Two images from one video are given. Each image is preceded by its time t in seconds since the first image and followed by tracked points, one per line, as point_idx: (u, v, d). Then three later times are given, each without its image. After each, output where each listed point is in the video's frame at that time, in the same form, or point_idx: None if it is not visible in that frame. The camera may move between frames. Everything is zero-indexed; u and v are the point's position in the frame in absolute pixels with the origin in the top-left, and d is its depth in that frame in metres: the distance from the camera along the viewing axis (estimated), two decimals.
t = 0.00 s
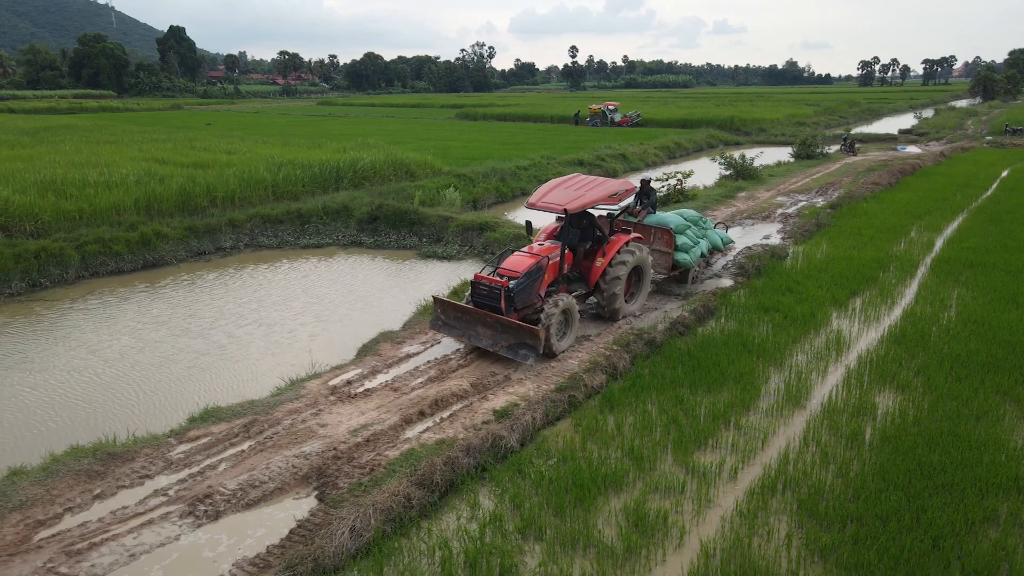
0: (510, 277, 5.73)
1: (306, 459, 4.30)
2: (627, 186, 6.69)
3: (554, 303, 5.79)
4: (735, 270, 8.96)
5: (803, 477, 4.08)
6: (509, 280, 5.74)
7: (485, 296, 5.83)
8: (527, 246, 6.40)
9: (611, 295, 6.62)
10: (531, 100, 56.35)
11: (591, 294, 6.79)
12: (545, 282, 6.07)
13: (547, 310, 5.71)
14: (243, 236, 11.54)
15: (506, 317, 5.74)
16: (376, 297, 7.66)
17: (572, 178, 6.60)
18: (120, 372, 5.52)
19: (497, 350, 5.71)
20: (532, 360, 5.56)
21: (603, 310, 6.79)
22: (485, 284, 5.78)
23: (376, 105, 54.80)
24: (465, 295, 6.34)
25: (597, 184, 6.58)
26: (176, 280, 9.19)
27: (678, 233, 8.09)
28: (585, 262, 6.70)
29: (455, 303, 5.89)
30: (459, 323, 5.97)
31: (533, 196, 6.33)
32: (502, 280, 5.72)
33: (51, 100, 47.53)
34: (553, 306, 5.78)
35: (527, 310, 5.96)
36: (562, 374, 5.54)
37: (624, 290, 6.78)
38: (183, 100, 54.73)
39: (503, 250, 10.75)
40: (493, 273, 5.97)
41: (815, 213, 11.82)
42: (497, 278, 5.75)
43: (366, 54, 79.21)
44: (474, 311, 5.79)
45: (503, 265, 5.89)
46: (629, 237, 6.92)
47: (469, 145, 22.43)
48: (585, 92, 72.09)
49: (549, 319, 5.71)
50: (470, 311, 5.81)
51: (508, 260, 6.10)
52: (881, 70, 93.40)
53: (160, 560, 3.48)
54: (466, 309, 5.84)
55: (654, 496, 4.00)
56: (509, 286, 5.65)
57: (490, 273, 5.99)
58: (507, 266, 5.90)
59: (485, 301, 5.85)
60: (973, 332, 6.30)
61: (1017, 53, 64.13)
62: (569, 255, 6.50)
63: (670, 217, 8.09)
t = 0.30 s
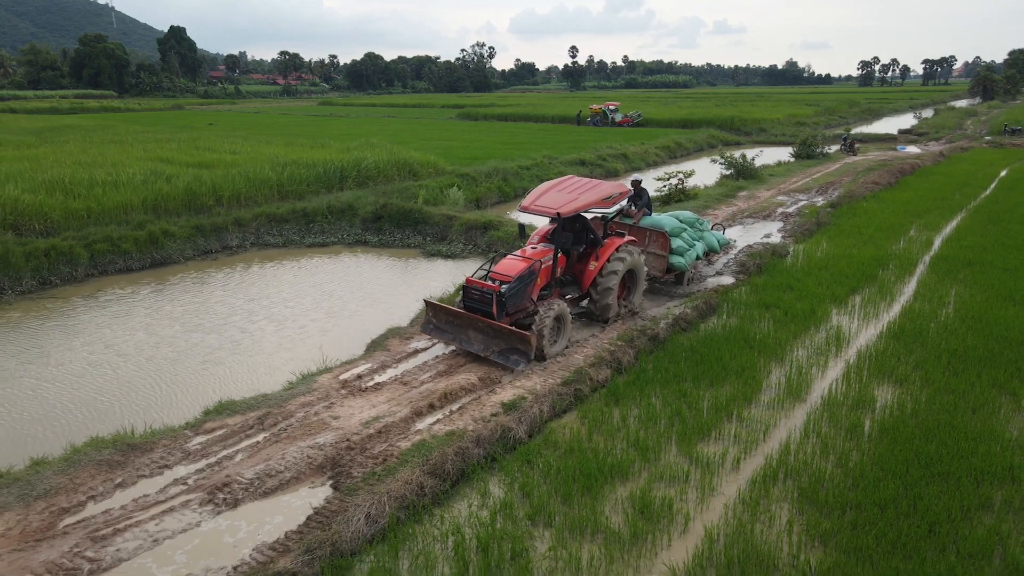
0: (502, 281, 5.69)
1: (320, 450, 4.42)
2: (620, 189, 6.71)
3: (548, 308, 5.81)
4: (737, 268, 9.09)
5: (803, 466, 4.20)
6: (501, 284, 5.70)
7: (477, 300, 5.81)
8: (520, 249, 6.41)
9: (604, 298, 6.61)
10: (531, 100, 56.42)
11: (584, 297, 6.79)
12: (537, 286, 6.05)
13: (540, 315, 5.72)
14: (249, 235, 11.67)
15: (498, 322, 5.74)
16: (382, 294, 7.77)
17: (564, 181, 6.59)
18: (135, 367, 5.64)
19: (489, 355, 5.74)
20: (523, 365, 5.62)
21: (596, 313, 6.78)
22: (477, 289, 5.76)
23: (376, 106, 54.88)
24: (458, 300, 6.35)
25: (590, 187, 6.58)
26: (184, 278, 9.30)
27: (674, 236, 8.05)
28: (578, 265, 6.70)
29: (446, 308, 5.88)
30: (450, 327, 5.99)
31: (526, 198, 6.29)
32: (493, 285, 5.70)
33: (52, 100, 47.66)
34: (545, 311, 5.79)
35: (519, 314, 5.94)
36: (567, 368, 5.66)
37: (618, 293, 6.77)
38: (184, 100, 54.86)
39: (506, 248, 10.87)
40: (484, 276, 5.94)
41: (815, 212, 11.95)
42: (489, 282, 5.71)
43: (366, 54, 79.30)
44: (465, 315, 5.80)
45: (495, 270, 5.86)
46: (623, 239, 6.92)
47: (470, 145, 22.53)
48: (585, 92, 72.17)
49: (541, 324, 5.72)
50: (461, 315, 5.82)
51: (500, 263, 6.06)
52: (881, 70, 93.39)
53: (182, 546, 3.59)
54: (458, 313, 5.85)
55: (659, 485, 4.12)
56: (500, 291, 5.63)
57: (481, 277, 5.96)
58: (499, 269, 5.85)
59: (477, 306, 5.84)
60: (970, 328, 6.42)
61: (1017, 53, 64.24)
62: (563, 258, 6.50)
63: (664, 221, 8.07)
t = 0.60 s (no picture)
0: (497, 281, 5.81)
1: (336, 437, 4.60)
2: (611, 188, 6.84)
3: (545, 309, 5.89)
4: (736, 265, 9.28)
5: (800, 452, 4.38)
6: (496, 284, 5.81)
7: (473, 301, 5.87)
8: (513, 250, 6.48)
9: (598, 296, 6.69)
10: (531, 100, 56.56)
11: (577, 297, 6.89)
12: (532, 286, 6.17)
13: (538, 315, 5.82)
14: (256, 233, 11.85)
15: (494, 322, 5.81)
16: (388, 290, 7.94)
17: (555, 181, 6.77)
18: (152, 361, 5.82)
19: (487, 355, 5.79)
20: (523, 364, 5.71)
21: (589, 314, 6.85)
22: (473, 289, 5.83)
23: (376, 106, 55.00)
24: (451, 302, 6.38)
25: (581, 186, 6.75)
26: (194, 275, 9.48)
27: (666, 236, 8.08)
28: (570, 265, 6.80)
29: (442, 309, 5.89)
30: (447, 328, 6.00)
31: (518, 199, 6.48)
32: (489, 285, 5.79)
33: (53, 100, 47.84)
34: (543, 311, 5.88)
35: (514, 314, 6.04)
36: (573, 360, 5.85)
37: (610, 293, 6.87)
38: (185, 100, 55.04)
39: (510, 246, 11.05)
40: (479, 277, 6.02)
41: (814, 211, 12.13)
42: (485, 282, 5.81)
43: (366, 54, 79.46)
44: (462, 316, 5.84)
45: (490, 270, 5.96)
46: (614, 238, 7.05)
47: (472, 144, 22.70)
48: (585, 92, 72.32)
49: (539, 324, 5.82)
50: (458, 316, 5.85)
51: (494, 264, 6.18)
52: (880, 70, 93.53)
53: (208, 525, 3.78)
54: (454, 314, 5.87)
55: (662, 469, 4.30)
56: (496, 291, 5.74)
57: (476, 277, 6.04)
58: (493, 270, 5.96)
59: (473, 306, 5.89)
60: (964, 322, 6.59)
61: (1016, 53, 64.39)
62: (555, 258, 6.60)
63: (656, 221, 8.08)
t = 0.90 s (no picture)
0: (493, 276, 5.96)
1: (353, 420, 4.83)
2: (601, 187, 7.05)
3: (540, 305, 6.01)
4: (736, 260, 9.52)
5: (796, 434, 4.61)
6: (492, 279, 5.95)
7: (469, 295, 5.97)
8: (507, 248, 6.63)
9: (591, 292, 6.81)
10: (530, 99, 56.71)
11: (571, 294, 7.02)
12: (526, 282, 6.33)
13: (534, 310, 5.93)
14: (265, 230, 12.08)
15: (491, 315, 5.89)
16: (396, 285, 8.17)
17: (547, 181, 6.94)
18: (173, 351, 6.05)
19: (484, 348, 5.84)
20: (519, 355, 5.71)
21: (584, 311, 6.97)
22: (468, 283, 5.94)
23: (377, 105, 55.20)
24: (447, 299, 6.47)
25: (572, 186, 6.93)
26: (206, 271, 9.71)
27: (659, 236, 8.29)
28: (564, 263, 6.96)
29: (438, 304, 5.95)
30: (443, 324, 6.05)
31: (511, 198, 6.62)
32: (485, 279, 5.92)
33: (54, 100, 48.01)
34: (539, 306, 6.02)
35: (509, 309, 6.17)
36: (578, 349, 6.09)
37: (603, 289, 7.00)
38: (186, 100, 55.30)
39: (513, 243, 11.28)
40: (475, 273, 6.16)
41: (812, 209, 12.36)
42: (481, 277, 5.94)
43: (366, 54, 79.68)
44: (458, 311, 5.90)
45: (485, 266, 6.12)
46: (605, 237, 7.22)
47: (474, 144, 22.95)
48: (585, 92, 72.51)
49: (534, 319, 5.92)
50: (454, 310, 5.91)
51: (489, 260, 6.31)
52: (879, 70, 93.62)
53: (237, 500, 4.01)
54: (450, 309, 5.93)
55: (665, 449, 4.53)
56: (492, 285, 5.86)
57: (471, 273, 6.17)
58: (488, 266, 6.13)
59: (469, 301, 5.99)
60: (956, 314, 6.82)
61: (1015, 53, 64.56)
62: (549, 256, 6.77)
63: (648, 221, 8.30)
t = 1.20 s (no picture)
0: (486, 269, 6.09)
1: (371, 401, 5.10)
2: (589, 185, 7.28)
3: (531, 300, 6.14)
4: (733, 255, 9.79)
5: (788, 413, 4.88)
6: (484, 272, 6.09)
7: (463, 288, 6.15)
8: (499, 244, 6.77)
9: (583, 287, 7.03)
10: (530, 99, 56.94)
11: (563, 289, 7.22)
12: (519, 275, 6.48)
13: (525, 306, 6.06)
14: (274, 227, 12.35)
15: (484, 307, 6.06)
16: (404, 279, 8.43)
17: (535, 181, 7.17)
18: (193, 340, 6.32)
19: (478, 339, 5.98)
20: (512, 345, 5.85)
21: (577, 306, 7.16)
22: (462, 276, 6.12)
23: (377, 105, 55.42)
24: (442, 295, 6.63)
25: (559, 184, 7.16)
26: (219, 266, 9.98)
27: (651, 235, 8.51)
28: (555, 259, 7.13)
29: (432, 298, 6.12)
30: (437, 318, 6.21)
31: (501, 197, 6.81)
32: (477, 272, 6.08)
33: (57, 100, 48.20)
34: (530, 300, 6.16)
35: (503, 302, 6.32)
36: (583, 337, 6.37)
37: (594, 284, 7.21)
38: (188, 100, 55.58)
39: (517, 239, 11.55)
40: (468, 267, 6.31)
41: (808, 206, 12.64)
42: (474, 270, 6.09)
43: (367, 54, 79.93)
44: (452, 304, 6.06)
45: (478, 259, 6.25)
46: (594, 233, 7.41)
47: (477, 143, 23.21)
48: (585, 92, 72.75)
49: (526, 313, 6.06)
50: (448, 304, 6.08)
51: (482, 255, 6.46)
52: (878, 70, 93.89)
53: (265, 473, 4.28)
54: (444, 302, 6.09)
55: (666, 428, 4.80)
56: (485, 278, 6.02)
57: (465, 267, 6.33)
58: (482, 260, 6.25)
59: (463, 294, 6.16)
60: (945, 305, 7.10)
61: (1013, 53, 64.83)
62: (540, 252, 6.94)
63: (641, 221, 8.52)
